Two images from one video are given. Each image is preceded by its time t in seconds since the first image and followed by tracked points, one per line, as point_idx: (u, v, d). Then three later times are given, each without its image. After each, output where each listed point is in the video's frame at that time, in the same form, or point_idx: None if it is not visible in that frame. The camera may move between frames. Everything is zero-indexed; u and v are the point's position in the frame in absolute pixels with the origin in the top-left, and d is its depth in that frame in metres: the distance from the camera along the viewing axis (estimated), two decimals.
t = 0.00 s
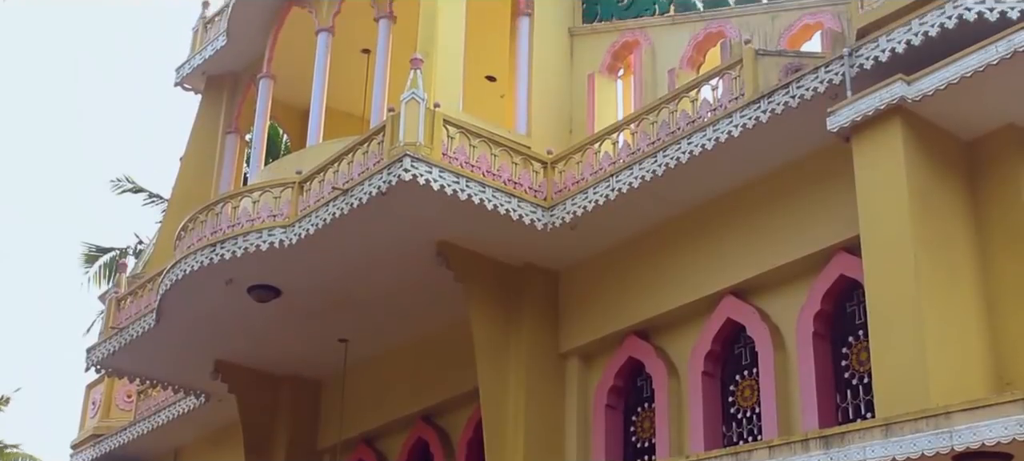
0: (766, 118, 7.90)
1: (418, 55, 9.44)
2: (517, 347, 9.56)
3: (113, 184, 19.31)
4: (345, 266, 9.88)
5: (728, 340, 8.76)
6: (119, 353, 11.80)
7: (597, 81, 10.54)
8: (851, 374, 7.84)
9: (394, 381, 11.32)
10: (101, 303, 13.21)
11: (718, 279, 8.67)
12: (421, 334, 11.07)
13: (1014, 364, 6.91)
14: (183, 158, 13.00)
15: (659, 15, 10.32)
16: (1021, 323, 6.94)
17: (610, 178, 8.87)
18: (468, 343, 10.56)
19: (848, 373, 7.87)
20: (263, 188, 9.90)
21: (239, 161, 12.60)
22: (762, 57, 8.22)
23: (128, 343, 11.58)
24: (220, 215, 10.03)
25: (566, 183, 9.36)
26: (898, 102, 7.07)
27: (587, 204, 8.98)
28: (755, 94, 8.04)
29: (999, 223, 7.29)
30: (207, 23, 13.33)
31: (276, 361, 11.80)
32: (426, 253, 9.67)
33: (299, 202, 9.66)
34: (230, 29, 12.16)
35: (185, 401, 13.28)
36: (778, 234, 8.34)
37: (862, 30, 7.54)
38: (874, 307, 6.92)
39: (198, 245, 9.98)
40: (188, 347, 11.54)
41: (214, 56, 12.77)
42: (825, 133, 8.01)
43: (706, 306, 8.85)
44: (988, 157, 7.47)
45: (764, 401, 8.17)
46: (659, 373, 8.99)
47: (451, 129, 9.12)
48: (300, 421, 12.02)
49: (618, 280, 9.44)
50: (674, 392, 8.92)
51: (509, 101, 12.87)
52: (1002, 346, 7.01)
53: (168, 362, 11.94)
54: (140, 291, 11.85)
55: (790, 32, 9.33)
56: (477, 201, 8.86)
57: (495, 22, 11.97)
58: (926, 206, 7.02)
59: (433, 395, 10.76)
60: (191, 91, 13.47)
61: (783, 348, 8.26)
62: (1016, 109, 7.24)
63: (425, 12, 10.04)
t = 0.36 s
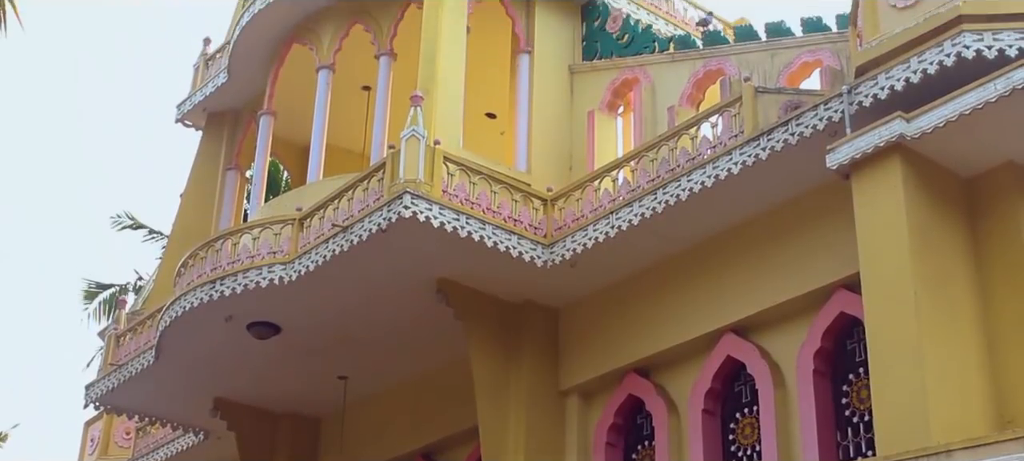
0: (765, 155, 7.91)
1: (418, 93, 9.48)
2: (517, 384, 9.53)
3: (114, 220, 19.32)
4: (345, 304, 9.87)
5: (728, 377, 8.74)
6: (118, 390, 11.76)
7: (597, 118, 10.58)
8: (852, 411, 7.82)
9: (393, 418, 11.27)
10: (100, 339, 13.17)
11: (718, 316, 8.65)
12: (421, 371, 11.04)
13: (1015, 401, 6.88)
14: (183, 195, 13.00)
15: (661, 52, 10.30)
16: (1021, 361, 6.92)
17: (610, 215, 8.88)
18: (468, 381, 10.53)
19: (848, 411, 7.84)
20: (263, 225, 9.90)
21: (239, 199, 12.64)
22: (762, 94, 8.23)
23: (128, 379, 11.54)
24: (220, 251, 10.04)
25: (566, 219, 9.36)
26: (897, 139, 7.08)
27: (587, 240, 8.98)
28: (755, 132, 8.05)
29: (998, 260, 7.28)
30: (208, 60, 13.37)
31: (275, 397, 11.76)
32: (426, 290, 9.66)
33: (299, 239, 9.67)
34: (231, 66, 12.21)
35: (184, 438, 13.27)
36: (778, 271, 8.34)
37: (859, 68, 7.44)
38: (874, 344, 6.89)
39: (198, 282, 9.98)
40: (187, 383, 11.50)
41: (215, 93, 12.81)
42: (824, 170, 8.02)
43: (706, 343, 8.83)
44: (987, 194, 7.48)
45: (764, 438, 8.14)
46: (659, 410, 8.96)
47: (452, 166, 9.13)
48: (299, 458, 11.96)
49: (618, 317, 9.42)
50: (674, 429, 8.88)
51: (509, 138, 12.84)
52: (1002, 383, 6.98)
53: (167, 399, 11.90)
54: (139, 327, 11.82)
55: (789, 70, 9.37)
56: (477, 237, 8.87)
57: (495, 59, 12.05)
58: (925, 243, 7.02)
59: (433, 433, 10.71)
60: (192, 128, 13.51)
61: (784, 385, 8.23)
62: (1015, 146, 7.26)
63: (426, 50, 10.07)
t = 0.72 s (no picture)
0: (765, 192, 7.92)
1: (418, 129, 9.51)
2: (517, 420, 9.50)
3: (114, 255, 19.32)
4: (344, 340, 9.86)
5: (728, 414, 8.70)
6: (117, 425, 11.71)
7: (596, 155, 10.60)
8: (852, 448, 7.79)
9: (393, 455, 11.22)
10: (99, 375, 13.13)
11: (718, 353, 8.64)
12: (422, 407, 11.01)
13: (1016, 439, 6.86)
14: (183, 232, 13.01)
15: (659, 88, 10.38)
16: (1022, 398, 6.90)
17: (610, 251, 8.89)
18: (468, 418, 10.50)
19: (849, 448, 7.81)
20: (263, 261, 9.91)
21: (239, 235, 12.66)
22: (762, 131, 8.26)
23: (127, 415, 11.51)
24: (220, 287, 10.04)
25: (565, 256, 9.36)
26: (897, 176, 7.09)
27: (587, 277, 8.99)
28: (755, 169, 8.07)
29: (998, 297, 7.28)
30: (209, 96, 13.42)
31: (274, 434, 11.71)
32: (426, 326, 9.64)
33: (299, 275, 9.67)
34: (232, 102, 12.26)
35: None
36: (777, 307, 8.33)
37: (859, 105, 7.46)
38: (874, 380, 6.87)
39: (198, 318, 9.98)
40: (187, 419, 11.46)
41: (216, 130, 12.85)
42: (824, 207, 8.03)
43: (706, 380, 8.81)
44: (986, 231, 7.48)
45: None
46: (659, 448, 8.93)
47: (451, 202, 9.14)
48: None
49: (618, 353, 9.41)
50: None
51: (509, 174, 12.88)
52: (1003, 420, 6.96)
53: (166, 435, 11.85)
54: (139, 363, 11.80)
55: (789, 106, 9.40)
56: (477, 273, 8.88)
57: (495, 96, 12.11)
58: (925, 280, 7.02)
59: None
60: (193, 164, 13.54)
61: (784, 422, 8.21)
62: (1015, 183, 7.27)
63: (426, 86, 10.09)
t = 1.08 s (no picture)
0: (765, 232, 7.93)
1: (419, 169, 9.53)
2: None
3: (113, 293, 19.31)
4: (344, 380, 9.83)
5: (729, 454, 8.67)
6: None
7: (596, 195, 10.63)
8: None
9: None
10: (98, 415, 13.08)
11: (719, 393, 8.62)
12: (422, 448, 10.96)
13: None
14: (183, 271, 13.01)
15: (659, 129, 10.41)
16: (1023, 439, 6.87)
17: (610, 291, 8.89)
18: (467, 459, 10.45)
19: None
20: (263, 300, 9.90)
21: (239, 275, 12.67)
22: (762, 171, 8.29)
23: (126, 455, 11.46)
24: (220, 326, 10.03)
25: (565, 296, 9.36)
26: (897, 216, 7.09)
27: (587, 316, 8.98)
28: (755, 208, 8.08)
29: (997, 337, 7.26)
30: (209, 136, 13.47)
31: None
32: (426, 366, 9.62)
33: (298, 314, 9.67)
34: (233, 142, 12.31)
35: None
36: (778, 347, 8.32)
37: (859, 145, 7.46)
38: (875, 420, 6.84)
39: (198, 357, 9.98)
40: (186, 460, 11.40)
41: (217, 169, 12.89)
42: (824, 248, 8.04)
43: (706, 420, 8.78)
44: (986, 272, 7.48)
45: None
46: None
47: (451, 242, 9.15)
48: None
49: (619, 393, 9.38)
50: None
51: (509, 214, 12.90)
52: None
53: None
54: (138, 403, 11.76)
55: (789, 146, 9.41)
56: (477, 313, 8.87)
57: (495, 136, 12.16)
58: (925, 320, 7.01)
59: None
60: (193, 203, 13.57)
61: None
62: (1014, 223, 7.28)
63: (426, 125, 10.11)
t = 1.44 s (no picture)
0: (765, 266, 7.93)
1: (418, 203, 9.54)
2: None
3: (113, 328, 19.28)
4: (344, 415, 9.81)
5: None
6: None
7: (597, 229, 10.64)
8: None
9: None
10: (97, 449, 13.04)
11: (720, 428, 8.59)
12: None
13: None
14: (183, 305, 12.99)
15: (659, 163, 10.44)
16: None
17: (610, 326, 8.87)
18: None
19: None
20: (262, 335, 9.89)
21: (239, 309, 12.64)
22: (762, 206, 8.30)
23: None
24: (219, 360, 10.02)
25: (565, 330, 9.35)
26: (897, 251, 7.09)
27: (587, 352, 8.96)
28: (755, 243, 8.09)
29: (998, 372, 7.24)
30: (209, 170, 13.51)
31: None
32: (425, 401, 9.59)
33: (298, 349, 9.65)
34: (234, 176, 12.34)
35: None
36: (778, 382, 8.31)
37: (858, 180, 7.48)
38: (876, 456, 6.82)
39: (197, 391, 9.98)
40: None
41: (217, 203, 12.91)
42: (824, 283, 8.04)
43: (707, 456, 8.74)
44: (987, 307, 7.47)
45: None
46: None
47: (451, 276, 9.16)
48: None
49: (619, 428, 9.35)
50: None
51: (509, 248, 12.90)
52: None
53: None
54: (136, 437, 11.71)
55: (789, 181, 9.42)
56: (477, 347, 8.86)
57: (495, 170, 12.19)
58: (926, 355, 7.00)
59: None
60: (193, 237, 13.59)
61: None
62: (1014, 258, 7.28)
63: (426, 159, 10.13)
